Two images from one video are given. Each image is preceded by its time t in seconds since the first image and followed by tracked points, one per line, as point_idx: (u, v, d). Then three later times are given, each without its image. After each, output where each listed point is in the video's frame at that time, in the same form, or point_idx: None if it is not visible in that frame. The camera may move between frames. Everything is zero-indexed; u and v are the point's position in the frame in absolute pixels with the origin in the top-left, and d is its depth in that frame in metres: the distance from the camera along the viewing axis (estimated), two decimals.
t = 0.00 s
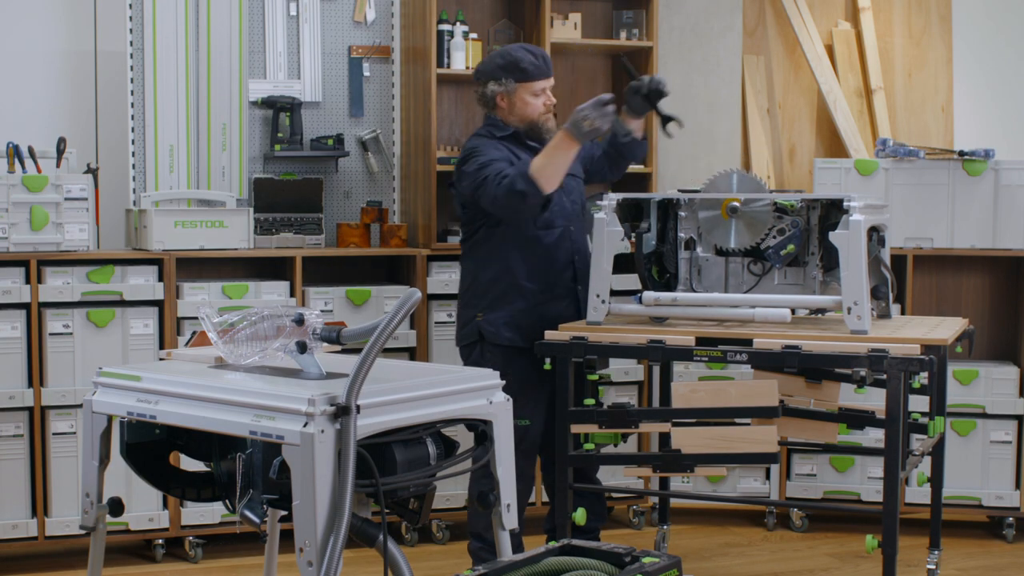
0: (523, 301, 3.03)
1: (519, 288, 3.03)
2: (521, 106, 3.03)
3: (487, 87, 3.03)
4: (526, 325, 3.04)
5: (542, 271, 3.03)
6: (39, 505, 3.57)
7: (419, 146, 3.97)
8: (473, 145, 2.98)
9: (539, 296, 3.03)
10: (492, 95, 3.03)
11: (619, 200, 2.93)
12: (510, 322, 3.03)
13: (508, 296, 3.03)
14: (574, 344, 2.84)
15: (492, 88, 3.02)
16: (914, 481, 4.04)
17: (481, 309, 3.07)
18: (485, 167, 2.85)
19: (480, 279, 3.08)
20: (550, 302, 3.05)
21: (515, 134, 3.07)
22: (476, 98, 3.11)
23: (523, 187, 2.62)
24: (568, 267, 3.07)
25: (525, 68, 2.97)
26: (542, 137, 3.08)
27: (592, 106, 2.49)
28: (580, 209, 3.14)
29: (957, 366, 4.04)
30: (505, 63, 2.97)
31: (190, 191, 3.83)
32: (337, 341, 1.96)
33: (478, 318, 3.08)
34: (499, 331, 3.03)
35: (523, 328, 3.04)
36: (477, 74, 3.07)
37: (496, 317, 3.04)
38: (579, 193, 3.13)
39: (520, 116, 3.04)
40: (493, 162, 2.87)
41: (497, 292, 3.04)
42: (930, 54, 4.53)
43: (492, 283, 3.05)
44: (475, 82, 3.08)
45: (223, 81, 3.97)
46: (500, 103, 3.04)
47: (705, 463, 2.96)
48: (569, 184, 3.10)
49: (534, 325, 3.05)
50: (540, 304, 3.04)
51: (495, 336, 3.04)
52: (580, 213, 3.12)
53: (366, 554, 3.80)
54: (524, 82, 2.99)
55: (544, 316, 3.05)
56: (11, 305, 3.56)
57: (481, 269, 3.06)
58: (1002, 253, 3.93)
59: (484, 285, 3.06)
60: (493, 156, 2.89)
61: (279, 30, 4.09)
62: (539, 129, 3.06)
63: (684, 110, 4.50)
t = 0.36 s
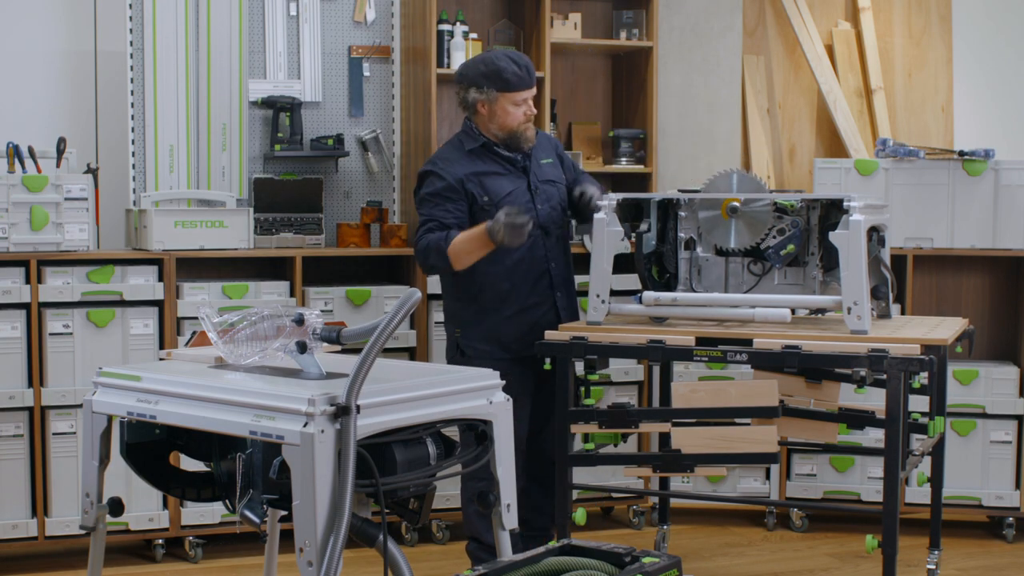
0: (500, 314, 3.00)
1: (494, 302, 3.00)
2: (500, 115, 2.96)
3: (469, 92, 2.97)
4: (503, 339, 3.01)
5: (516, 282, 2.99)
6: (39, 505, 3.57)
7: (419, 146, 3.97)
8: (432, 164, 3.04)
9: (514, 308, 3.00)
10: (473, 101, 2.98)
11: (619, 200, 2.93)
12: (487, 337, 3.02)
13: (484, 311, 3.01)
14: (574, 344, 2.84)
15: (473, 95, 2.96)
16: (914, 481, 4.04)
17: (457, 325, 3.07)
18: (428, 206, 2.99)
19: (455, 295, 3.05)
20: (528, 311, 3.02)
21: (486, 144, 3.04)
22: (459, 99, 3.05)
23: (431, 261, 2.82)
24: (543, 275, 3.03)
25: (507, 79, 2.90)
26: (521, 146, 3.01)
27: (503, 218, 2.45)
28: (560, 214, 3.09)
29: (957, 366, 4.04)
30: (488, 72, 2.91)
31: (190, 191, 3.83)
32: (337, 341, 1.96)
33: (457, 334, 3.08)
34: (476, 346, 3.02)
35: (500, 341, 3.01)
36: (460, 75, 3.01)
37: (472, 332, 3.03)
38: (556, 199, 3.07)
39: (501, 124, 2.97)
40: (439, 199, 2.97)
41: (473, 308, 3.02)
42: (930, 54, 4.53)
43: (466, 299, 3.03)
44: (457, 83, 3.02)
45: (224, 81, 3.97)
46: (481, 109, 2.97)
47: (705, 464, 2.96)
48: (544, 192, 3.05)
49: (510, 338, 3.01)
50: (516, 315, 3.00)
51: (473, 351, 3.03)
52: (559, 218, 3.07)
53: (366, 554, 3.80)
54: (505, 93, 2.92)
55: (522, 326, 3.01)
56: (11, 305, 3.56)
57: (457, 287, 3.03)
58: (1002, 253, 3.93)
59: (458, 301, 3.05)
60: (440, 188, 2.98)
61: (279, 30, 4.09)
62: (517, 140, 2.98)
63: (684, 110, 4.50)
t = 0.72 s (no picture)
0: (481, 316, 3.10)
1: (475, 304, 3.10)
2: (505, 113, 3.03)
3: (477, 91, 3.07)
4: (482, 339, 3.10)
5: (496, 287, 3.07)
6: (39, 505, 3.57)
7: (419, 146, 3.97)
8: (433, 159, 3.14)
9: (493, 310, 3.08)
10: (480, 99, 3.06)
11: (619, 200, 2.93)
12: (467, 335, 3.12)
13: (466, 309, 3.12)
14: (574, 344, 2.84)
15: (479, 93, 3.05)
16: (914, 481, 4.04)
17: (444, 320, 3.20)
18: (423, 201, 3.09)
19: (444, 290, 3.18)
20: (508, 315, 3.08)
21: (486, 144, 3.10)
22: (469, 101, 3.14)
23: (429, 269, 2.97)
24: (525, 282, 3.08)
25: (512, 77, 2.99)
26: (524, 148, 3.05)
27: (504, 284, 2.72)
28: (554, 222, 3.12)
29: (957, 366, 4.04)
30: (494, 70, 3.00)
31: (190, 191, 3.83)
32: (337, 341, 1.96)
33: (444, 328, 3.20)
34: (457, 343, 3.14)
35: (480, 341, 3.10)
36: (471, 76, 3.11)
37: (455, 329, 3.15)
38: (552, 208, 3.11)
39: (507, 123, 3.03)
40: (432, 196, 3.07)
41: (457, 306, 3.14)
42: (930, 54, 4.53)
43: (451, 296, 3.15)
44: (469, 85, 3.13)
45: (224, 81, 3.97)
46: (488, 107, 3.06)
47: (705, 463, 2.96)
48: (540, 199, 3.09)
49: (491, 338, 3.09)
50: (497, 318, 3.08)
51: (454, 348, 3.15)
52: (550, 226, 3.11)
53: (366, 554, 3.80)
54: (508, 90, 2.99)
55: (504, 329, 3.08)
56: (11, 305, 3.56)
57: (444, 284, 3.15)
58: (1002, 253, 3.93)
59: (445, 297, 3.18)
60: (436, 185, 3.07)
61: (279, 30, 4.09)
62: (521, 139, 3.03)
63: (684, 110, 4.50)
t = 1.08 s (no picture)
0: (489, 307, 3.11)
1: (485, 295, 3.11)
2: (522, 110, 3.08)
3: (497, 88, 3.13)
4: (489, 330, 3.11)
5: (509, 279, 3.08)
6: (39, 505, 3.57)
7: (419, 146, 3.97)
8: (457, 151, 3.14)
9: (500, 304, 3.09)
10: (500, 96, 3.12)
11: (619, 200, 2.94)
12: (475, 325, 3.12)
13: (475, 300, 3.13)
14: (574, 344, 2.84)
15: (499, 89, 3.11)
16: (914, 481, 4.04)
17: (452, 310, 3.19)
18: (455, 190, 3.07)
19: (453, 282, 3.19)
20: (516, 309, 3.09)
21: (508, 141, 3.14)
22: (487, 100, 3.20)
23: (473, 257, 2.93)
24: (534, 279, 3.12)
25: (532, 73, 3.05)
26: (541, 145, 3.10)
27: (555, 297, 2.71)
28: (566, 223, 3.18)
29: (957, 366, 4.04)
30: (515, 67, 3.06)
31: (190, 191, 3.83)
32: (337, 341, 1.96)
33: (450, 319, 3.20)
34: (463, 331, 3.14)
35: (484, 333, 3.11)
36: (491, 75, 3.17)
37: (462, 319, 3.15)
38: (565, 209, 3.17)
39: (523, 119, 3.09)
40: (464, 185, 3.06)
41: (466, 296, 3.14)
42: (930, 53, 4.53)
43: (462, 286, 3.15)
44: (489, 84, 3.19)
45: (224, 81, 3.97)
46: (506, 104, 3.12)
47: (705, 463, 2.96)
48: (555, 199, 3.15)
49: (499, 330, 3.10)
50: (506, 311, 3.09)
51: (460, 337, 3.14)
52: (561, 227, 3.17)
53: (366, 554, 3.80)
54: (528, 86, 3.06)
55: (513, 322, 3.09)
56: (11, 305, 3.57)
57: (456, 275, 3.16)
58: (1002, 253, 3.93)
59: (456, 287, 3.18)
60: (468, 175, 3.06)
61: (279, 30, 4.09)
62: (537, 136, 3.09)
63: (684, 110, 4.49)
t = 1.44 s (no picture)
0: (496, 303, 3.11)
1: (492, 291, 3.12)
2: (531, 111, 3.10)
3: (508, 87, 3.14)
4: (495, 326, 3.11)
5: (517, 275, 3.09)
6: (39, 505, 3.57)
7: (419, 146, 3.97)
8: (472, 146, 3.14)
9: (507, 299, 3.10)
10: (510, 95, 3.13)
11: (620, 200, 2.94)
12: (482, 320, 3.12)
13: (482, 295, 3.13)
14: (574, 344, 2.84)
15: (509, 88, 3.12)
16: (914, 481, 4.04)
17: (457, 306, 3.19)
18: (475, 182, 3.06)
19: (459, 278, 3.19)
20: (523, 305, 3.10)
21: (519, 140, 3.16)
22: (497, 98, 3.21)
23: (501, 246, 2.93)
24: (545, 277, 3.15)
25: (541, 74, 3.05)
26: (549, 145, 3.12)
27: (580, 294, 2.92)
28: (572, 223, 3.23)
29: (957, 367, 4.04)
30: (525, 68, 3.07)
31: (190, 191, 3.84)
32: (337, 341, 1.96)
33: (454, 314, 3.20)
34: (468, 326, 3.13)
35: (490, 329, 3.11)
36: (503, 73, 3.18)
37: (468, 314, 3.15)
38: (572, 209, 3.22)
39: (531, 120, 3.10)
40: (484, 178, 3.05)
41: (472, 291, 3.14)
42: (930, 54, 4.54)
43: (470, 282, 3.15)
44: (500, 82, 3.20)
45: (224, 81, 3.97)
46: (515, 104, 3.13)
47: (705, 463, 2.96)
48: (563, 199, 3.20)
49: (506, 326, 3.10)
50: (513, 307, 3.10)
51: (466, 332, 3.14)
52: (568, 226, 3.21)
53: (366, 554, 3.80)
54: (538, 87, 3.06)
55: (519, 319, 3.10)
56: (11, 305, 3.57)
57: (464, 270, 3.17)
58: (1002, 253, 3.93)
59: (463, 282, 3.18)
60: (487, 169, 3.07)
61: (279, 30, 4.09)
62: (545, 137, 3.10)
63: (684, 110, 4.48)
